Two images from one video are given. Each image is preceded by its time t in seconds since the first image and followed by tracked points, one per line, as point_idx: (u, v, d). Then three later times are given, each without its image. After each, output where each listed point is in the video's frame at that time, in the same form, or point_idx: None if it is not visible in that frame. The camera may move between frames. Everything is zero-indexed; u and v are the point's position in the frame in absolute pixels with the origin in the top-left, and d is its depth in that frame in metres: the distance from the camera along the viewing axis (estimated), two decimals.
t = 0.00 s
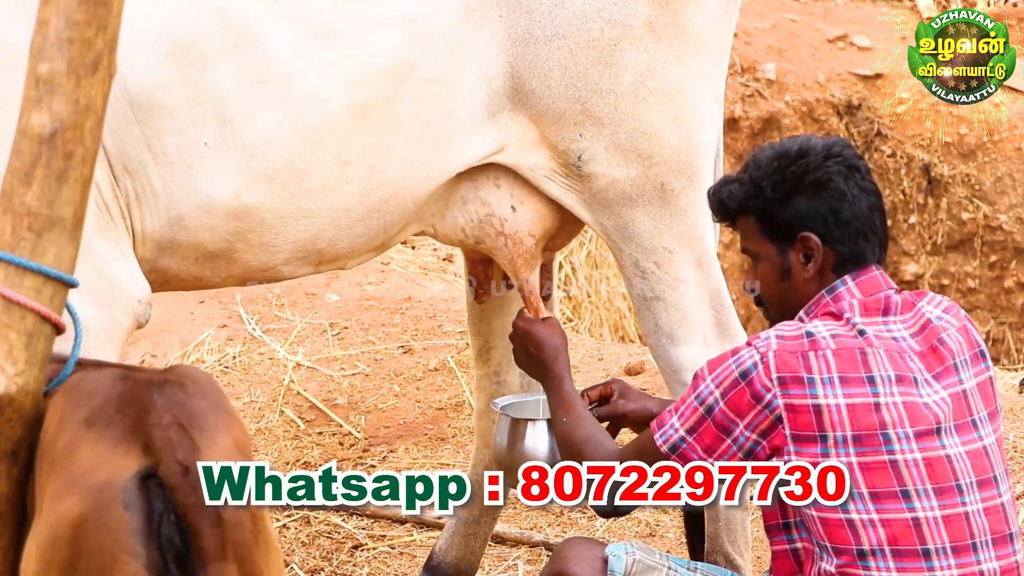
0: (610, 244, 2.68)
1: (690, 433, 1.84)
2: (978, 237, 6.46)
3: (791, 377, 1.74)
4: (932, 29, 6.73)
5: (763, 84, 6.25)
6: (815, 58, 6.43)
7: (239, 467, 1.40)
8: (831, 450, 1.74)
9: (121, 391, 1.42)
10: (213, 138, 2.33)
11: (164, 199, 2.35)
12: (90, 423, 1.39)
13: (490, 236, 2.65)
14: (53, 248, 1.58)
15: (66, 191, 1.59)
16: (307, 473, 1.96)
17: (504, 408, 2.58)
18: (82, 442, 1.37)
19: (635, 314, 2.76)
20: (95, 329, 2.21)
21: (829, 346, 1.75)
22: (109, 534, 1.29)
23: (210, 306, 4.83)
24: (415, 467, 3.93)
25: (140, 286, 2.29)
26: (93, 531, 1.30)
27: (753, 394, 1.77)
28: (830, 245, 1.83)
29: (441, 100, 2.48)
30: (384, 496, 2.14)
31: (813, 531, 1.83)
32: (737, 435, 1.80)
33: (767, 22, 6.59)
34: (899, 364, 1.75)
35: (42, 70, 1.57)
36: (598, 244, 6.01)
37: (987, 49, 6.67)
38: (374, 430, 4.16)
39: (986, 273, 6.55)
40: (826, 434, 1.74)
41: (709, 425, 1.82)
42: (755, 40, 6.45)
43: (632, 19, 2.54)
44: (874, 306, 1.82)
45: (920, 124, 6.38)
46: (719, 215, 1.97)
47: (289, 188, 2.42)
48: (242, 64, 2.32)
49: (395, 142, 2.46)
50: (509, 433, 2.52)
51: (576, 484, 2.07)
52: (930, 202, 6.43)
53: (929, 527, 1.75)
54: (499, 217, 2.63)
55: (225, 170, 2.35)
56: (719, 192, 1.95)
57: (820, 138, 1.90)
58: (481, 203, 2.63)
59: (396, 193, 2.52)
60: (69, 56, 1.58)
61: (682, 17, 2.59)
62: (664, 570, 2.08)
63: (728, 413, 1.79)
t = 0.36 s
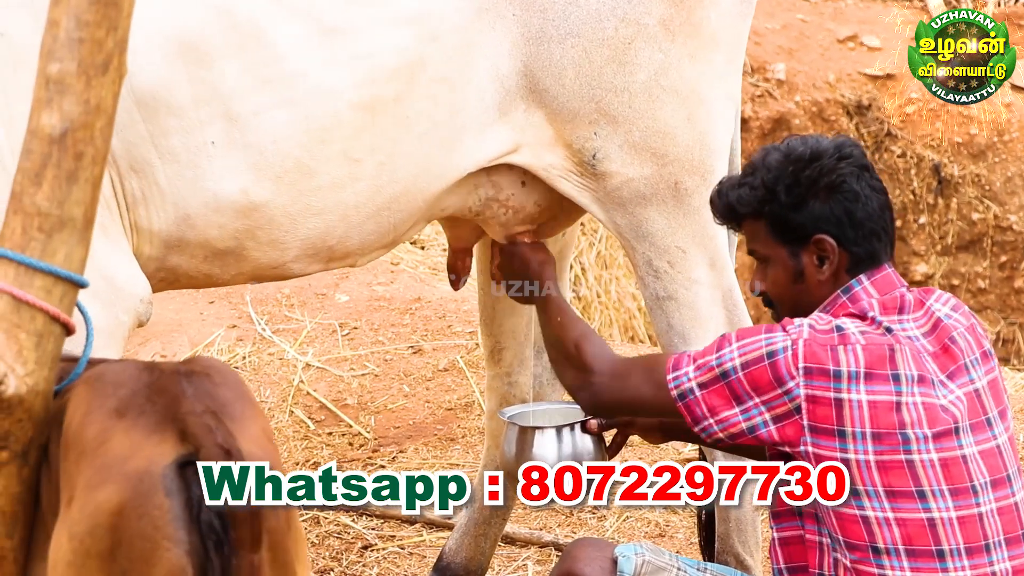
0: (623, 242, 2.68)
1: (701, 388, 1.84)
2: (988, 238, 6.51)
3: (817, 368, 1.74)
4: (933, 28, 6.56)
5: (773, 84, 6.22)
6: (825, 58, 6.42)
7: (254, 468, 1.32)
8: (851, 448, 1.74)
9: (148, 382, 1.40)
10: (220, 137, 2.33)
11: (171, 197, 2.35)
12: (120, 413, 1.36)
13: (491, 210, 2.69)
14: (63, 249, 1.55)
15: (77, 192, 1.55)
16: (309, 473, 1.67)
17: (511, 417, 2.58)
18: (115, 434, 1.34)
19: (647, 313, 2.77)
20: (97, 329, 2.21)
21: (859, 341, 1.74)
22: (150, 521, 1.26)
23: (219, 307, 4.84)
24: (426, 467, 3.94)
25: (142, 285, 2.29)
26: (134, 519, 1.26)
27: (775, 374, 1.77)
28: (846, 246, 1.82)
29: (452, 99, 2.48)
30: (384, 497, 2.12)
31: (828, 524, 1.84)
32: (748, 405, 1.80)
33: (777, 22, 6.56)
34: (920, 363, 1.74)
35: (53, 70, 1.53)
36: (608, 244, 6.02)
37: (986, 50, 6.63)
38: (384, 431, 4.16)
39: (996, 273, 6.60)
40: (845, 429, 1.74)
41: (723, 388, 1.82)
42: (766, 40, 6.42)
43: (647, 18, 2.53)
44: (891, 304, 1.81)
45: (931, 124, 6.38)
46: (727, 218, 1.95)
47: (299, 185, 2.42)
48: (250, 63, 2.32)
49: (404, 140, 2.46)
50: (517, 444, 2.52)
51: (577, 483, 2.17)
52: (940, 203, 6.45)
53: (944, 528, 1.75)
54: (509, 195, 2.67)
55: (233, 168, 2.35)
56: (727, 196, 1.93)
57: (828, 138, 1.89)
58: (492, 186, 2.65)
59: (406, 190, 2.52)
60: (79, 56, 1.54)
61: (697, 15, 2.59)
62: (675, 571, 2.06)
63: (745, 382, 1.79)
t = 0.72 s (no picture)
0: (631, 240, 2.68)
1: (710, 426, 1.83)
2: (993, 238, 6.50)
3: (817, 377, 1.73)
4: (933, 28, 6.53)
5: (778, 84, 6.24)
6: (830, 58, 6.42)
7: (255, 468, 1.29)
8: (855, 454, 1.74)
9: (163, 375, 1.40)
10: (226, 134, 2.34)
11: (176, 193, 2.36)
12: (135, 406, 1.37)
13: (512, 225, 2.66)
14: (68, 249, 1.54)
15: (81, 192, 1.55)
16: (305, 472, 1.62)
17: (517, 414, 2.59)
18: (131, 427, 1.34)
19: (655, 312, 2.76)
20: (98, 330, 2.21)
21: (857, 348, 1.74)
22: (168, 514, 1.28)
23: (224, 307, 4.84)
24: (430, 467, 3.93)
25: (142, 284, 2.30)
26: (151, 512, 1.28)
27: (778, 391, 1.76)
28: (852, 249, 1.81)
29: (459, 95, 2.49)
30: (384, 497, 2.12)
31: (832, 535, 1.83)
32: (759, 428, 1.79)
33: (781, 22, 6.56)
34: (921, 366, 1.75)
35: (58, 70, 1.53)
36: (613, 244, 6.02)
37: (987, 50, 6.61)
38: (389, 431, 4.16)
39: (1001, 273, 6.59)
40: (849, 436, 1.74)
41: (731, 419, 1.81)
42: (770, 40, 6.42)
43: (654, 16, 2.54)
44: (894, 306, 1.81)
45: (935, 125, 6.38)
46: (732, 222, 1.95)
47: (308, 182, 2.42)
48: (257, 58, 2.33)
49: (412, 136, 2.47)
50: (524, 439, 2.52)
51: (577, 483, 2.15)
52: (945, 203, 6.46)
53: (949, 532, 1.75)
54: (525, 212, 2.64)
55: (241, 164, 2.36)
56: (733, 202, 1.92)
57: (831, 141, 1.88)
58: (507, 197, 2.64)
59: (418, 185, 2.52)
60: (84, 56, 1.54)
61: (704, 13, 2.58)
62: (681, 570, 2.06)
63: (752, 407, 1.78)
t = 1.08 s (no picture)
0: (638, 238, 2.69)
1: (706, 429, 1.83)
2: (993, 238, 6.50)
3: (813, 379, 1.73)
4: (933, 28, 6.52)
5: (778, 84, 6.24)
6: (830, 58, 6.42)
7: (255, 468, 1.29)
8: (853, 456, 1.74)
9: (165, 374, 1.40)
10: (234, 131, 2.34)
11: (183, 192, 2.36)
12: (136, 405, 1.37)
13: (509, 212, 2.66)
14: (69, 249, 1.54)
15: (82, 192, 1.55)
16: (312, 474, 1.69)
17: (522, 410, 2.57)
18: (131, 426, 1.34)
19: (660, 310, 2.77)
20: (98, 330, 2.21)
21: (852, 350, 1.74)
22: (167, 513, 1.27)
23: (224, 307, 4.84)
24: (430, 467, 3.93)
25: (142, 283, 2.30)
26: (151, 511, 1.28)
27: (773, 394, 1.76)
28: (847, 250, 1.81)
29: (468, 92, 2.49)
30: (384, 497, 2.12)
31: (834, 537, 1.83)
32: (753, 433, 1.80)
33: (782, 22, 6.55)
34: (918, 367, 1.74)
35: (58, 70, 1.53)
36: (613, 244, 6.02)
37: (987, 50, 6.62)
38: (389, 431, 4.16)
39: (1001, 273, 6.59)
40: (847, 437, 1.74)
41: (726, 422, 1.81)
42: (770, 40, 6.42)
43: (662, 12, 2.53)
44: (891, 308, 1.81)
45: (936, 125, 6.37)
46: (728, 226, 1.94)
47: (316, 179, 2.43)
48: (265, 56, 2.33)
49: (419, 134, 2.47)
50: (530, 435, 2.49)
51: (577, 483, 2.14)
52: (946, 203, 6.47)
53: (950, 532, 1.74)
54: (525, 209, 2.65)
55: (247, 162, 2.36)
56: (728, 205, 1.92)
57: (825, 144, 1.88)
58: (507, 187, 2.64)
59: (421, 184, 2.52)
60: (85, 56, 1.54)
61: (712, 9, 2.57)
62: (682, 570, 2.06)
63: (746, 411, 1.79)
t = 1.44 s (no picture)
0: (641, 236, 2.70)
1: (699, 387, 1.85)
2: (992, 238, 6.51)
3: (810, 367, 1.74)
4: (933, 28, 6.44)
5: (777, 84, 6.29)
6: (828, 58, 6.42)
7: (255, 468, 1.28)
8: (844, 447, 1.74)
9: (166, 373, 1.40)
10: (241, 131, 2.33)
11: (190, 194, 2.35)
12: (138, 403, 1.37)
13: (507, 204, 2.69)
14: (68, 248, 1.55)
15: (81, 192, 1.55)
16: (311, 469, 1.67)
17: (523, 415, 2.56)
18: (132, 425, 1.34)
19: (663, 308, 2.77)
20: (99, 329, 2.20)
21: (852, 341, 1.74)
22: (166, 513, 1.28)
23: (223, 307, 4.85)
24: (428, 467, 3.93)
25: (145, 283, 2.29)
26: (149, 509, 1.28)
27: (771, 371, 1.78)
28: (838, 248, 1.82)
29: (474, 91, 2.49)
30: (383, 497, 2.12)
31: (824, 522, 1.83)
32: (746, 402, 1.81)
33: (780, 22, 6.54)
34: (916, 364, 1.74)
35: (57, 70, 1.53)
36: (611, 244, 6.03)
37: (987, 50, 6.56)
38: (387, 430, 4.16)
39: (1000, 273, 6.57)
40: (838, 428, 1.74)
41: (720, 386, 1.83)
42: (768, 40, 6.43)
43: (669, 11, 2.54)
44: (890, 306, 1.80)
45: (934, 125, 6.37)
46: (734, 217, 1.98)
47: (321, 180, 2.43)
48: (273, 56, 2.33)
49: (427, 134, 2.47)
50: (532, 440, 2.46)
51: (578, 484, 2.18)
52: (944, 203, 6.48)
53: (940, 528, 1.74)
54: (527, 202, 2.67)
55: (254, 162, 2.36)
56: (731, 197, 1.96)
57: (828, 140, 1.89)
58: (511, 180, 2.65)
59: (428, 184, 2.53)
60: (83, 56, 1.54)
61: (718, 9, 2.59)
62: (682, 570, 2.06)
63: (743, 379, 1.80)
